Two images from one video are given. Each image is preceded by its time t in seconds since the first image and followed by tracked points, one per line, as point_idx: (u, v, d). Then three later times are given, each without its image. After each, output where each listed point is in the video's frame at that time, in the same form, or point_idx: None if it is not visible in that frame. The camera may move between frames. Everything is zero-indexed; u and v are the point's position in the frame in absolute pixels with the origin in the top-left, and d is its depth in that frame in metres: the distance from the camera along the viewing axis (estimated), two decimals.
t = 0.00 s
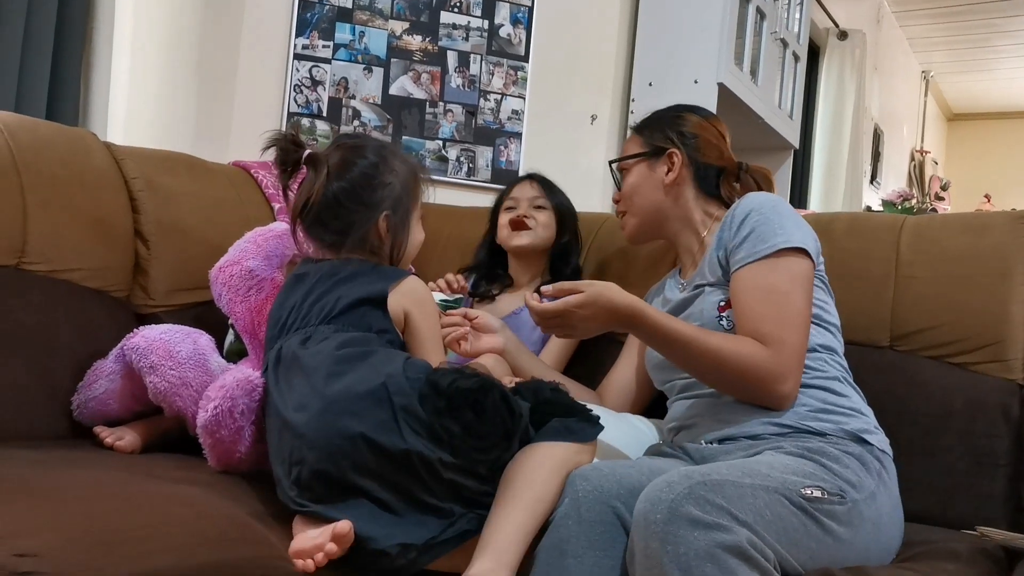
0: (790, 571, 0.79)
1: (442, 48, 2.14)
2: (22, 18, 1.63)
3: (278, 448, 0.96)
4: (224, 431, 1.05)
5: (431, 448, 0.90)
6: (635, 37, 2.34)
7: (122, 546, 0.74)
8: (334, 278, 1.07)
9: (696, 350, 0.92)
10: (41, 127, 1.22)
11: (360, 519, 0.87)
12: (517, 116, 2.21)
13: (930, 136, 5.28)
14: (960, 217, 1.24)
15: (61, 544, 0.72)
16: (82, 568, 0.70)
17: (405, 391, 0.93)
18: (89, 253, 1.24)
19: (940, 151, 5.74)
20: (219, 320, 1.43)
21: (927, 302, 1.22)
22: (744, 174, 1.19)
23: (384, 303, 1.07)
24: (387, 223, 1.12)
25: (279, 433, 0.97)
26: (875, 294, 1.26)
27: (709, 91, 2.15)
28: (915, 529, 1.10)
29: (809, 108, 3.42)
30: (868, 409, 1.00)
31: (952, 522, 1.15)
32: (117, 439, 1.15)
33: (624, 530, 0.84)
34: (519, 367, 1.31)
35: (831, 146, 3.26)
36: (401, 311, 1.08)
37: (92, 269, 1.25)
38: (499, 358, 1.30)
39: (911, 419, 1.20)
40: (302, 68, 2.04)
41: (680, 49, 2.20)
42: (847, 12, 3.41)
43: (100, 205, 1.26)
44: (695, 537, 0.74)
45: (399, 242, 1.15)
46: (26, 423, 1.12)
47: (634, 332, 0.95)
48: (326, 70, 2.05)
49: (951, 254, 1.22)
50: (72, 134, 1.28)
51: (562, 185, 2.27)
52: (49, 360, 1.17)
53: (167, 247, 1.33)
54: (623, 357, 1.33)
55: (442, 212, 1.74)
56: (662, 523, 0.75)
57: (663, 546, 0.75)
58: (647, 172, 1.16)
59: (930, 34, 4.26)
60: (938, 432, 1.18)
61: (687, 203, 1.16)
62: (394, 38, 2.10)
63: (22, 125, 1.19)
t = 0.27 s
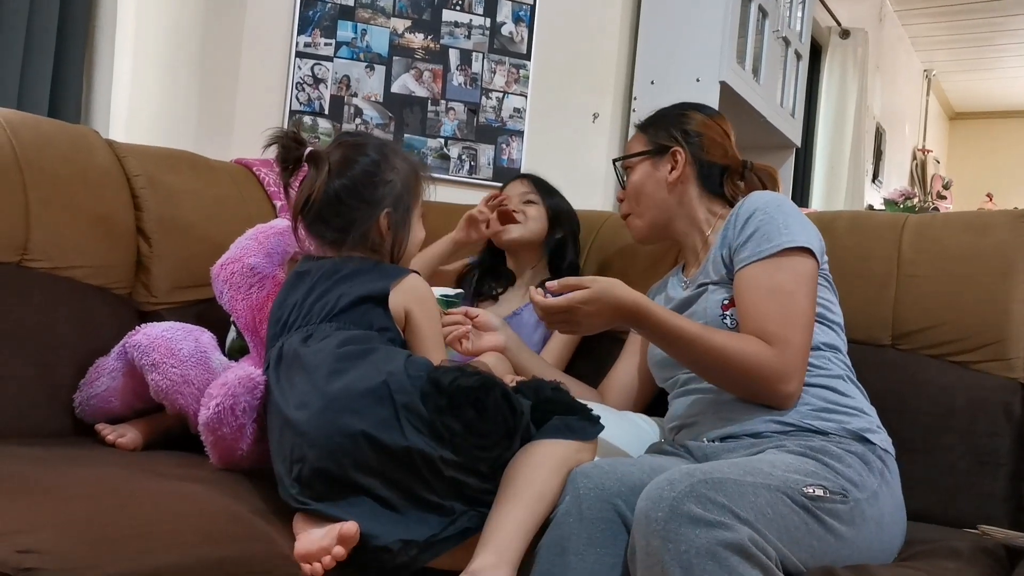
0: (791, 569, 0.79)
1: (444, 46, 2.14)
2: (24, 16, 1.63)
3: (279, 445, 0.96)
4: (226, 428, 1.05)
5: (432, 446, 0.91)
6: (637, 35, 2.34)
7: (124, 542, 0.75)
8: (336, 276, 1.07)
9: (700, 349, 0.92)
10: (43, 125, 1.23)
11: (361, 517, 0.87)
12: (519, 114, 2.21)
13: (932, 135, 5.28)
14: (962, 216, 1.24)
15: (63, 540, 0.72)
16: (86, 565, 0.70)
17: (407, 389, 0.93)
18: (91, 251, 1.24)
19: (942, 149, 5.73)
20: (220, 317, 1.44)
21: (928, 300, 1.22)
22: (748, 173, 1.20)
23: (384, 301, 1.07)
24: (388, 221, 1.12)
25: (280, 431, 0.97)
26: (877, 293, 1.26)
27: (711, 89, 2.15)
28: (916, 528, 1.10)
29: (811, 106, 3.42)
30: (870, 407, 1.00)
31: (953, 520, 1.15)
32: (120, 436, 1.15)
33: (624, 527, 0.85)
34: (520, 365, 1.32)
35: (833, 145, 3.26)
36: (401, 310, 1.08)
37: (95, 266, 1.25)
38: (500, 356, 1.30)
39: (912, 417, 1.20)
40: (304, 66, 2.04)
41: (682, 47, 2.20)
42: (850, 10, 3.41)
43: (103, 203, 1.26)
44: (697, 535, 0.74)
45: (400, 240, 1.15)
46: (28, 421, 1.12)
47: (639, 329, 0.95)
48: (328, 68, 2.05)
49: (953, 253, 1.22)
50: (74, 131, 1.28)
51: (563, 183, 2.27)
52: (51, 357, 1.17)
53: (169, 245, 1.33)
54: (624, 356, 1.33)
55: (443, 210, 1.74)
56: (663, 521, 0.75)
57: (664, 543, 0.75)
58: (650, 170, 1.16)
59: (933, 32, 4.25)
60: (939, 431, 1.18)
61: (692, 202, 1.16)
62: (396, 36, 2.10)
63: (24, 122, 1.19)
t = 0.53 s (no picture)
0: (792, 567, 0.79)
1: (446, 44, 2.14)
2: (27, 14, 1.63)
3: (280, 444, 0.96)
4: (228, 427, 1.05)
5: (433, 446, 0.91)
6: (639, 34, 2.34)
7: (127, 539, 0.75)
8: (337, 274, 1.07)
9: (702, 349, 0.92)
10: (45, 122, 1.23)
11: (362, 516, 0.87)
12: (521, 113, 2.21)
13: (934, 134, 5.28)
14: (964, 215, 1.24)
15: (66, 537, 0.73)
16: (89, 561, 0.70)
17: (408, 389, 0.93)
18: (94, 248, 1.24)
19: (944, 149, 5.73)
20: (222, 315, 1.44)
21: (930, 299, 1.22)
22: (751, 173, 1.20)
23: (386, 299, 1.07)
24: (390, 218, 1.12)
25: (281, 430, 0.97)
26: (878, 292, 1.26)
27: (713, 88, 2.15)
28: (917, 527, 1.10)
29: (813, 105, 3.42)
30: (871, 406, 1.00)
31: (954, 519, 1.15)
32: (122, 433, 1.15)
33: (625, 525, 0.85)
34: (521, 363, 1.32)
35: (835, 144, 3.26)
36: (402, 307, 1.08)
37: (97, 264, 1.25)
38: (502, 354, 1.30)
39: (913, 416, 1.20)
40: (306, 64, 2.04)
41: (684, 46, 2.20)
42: (852, 9, 3.41)
43: (105, 201, 1.26)
44: (697, 533, 0.74)
45: (401, 238, 1.15)
46: (30, 418, 1.12)
47: (641, 330, 0.95)
48: (330, 66, 2.05)
49: (955, 252, 1.22)
50: (76, 129, 1.28)
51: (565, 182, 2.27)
52: (53, 354, 1.17)
53: (171, 243, 1.34)
54: (624, 356, 1.33)
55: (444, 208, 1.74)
56: (664, 520, 0.75)
57: (664, 542, 0.75)
58: (655, 167, 1.16)
59: (935, 31, 4.25)
60: (941, 430, 1.18)
61: (694, 200, 1.16)
62: (398, 34, 2.10)
63: (27, 119, 1.19)
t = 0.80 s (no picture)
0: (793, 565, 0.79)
1: (448, 42, 2.14)
2: (29, 11, 1.63)
3: (279, 445, 0.97)
4: (228, 427, 1.05)
5: (434, 449, 0.91)
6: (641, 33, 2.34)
7: (129, 536, 0.75)
8: (336, 274, 1.07)
9: (703, 349, 0.92)
10: (47, 119, 1.23)
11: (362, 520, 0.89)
12: (523, 111, 2.21)
13: (936, 133, 5.27)
14: (967, 214, 1.24)
15: (69, 533, 0.73)
16: (92, 558, 0.70)
17: (407, 391, 0.93)
18: (96, 246, 1.24)
19: (946, 148, 5.72)
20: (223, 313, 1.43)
21: (932, 298, 1.22)
22: (754, 173, 1.20)
23: (386, 297, 1.07)
24: (389, 216, 1.12)
25: (280, 431, 0.97)
26: (881, 290, 1.26)
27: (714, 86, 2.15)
28: (919, 526, 1.10)
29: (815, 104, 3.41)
30: (873, 404, 1.00)
31: (957, 519, 1.14)
32: (123, 431, 1.15)
33: (626, 524, 0.84)
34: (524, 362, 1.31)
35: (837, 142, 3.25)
36: (402, 305, 1.08)
37: (99, 261, 1.25)
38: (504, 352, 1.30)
39: (916, 415, 1.20)
40: (308, 62, 2.04)
41: (687, 45, 2.20)
42: (854, 8, 3.40)
43: (106, 198, 1.26)
44: (699, 532, 0.74)
45: (401, 237, 1.15)
46: (31, 415, 1.12)
47: (643, 331, 0.95)
48: (332, 64, 2.05)
49: (957, 251, 1.22)
50: (78, 126, 1.28)
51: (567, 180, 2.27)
52: (55, 352, 1.17)
53: (172, 240, 1.34)
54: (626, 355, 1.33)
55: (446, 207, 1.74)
56: (665, 518, 0.75)
57: (666, 540, 0.75)
58: (659, 164, 1.16)
59: (938, 30, 4.24)
60: (944, 429, 1.18)
61: (697, 197, 1.16)
62: (400, 32, 2.10)
63: (29, 117, 1.19)
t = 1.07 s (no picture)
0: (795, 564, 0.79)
1: (450, 40, 2.14)
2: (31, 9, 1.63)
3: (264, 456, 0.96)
4: (224, 432, 1.06)
5: (405, 474, 0.90)
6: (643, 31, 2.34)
7: (132, 534, 0.75)
8: (332, 277, 1.06)
9: (703, 351, 0.92)
10: (49, 117, 1.23)
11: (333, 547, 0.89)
12: (525, 109, 2.21)
13: (938, 132, 5.27)
14: (969, 213, 1.24)
15: (71, 531, 0.73)
16: (94, 554, 0.71)
17: (381, 411, 0.91)
18: (98, 244, 1.24)
19: (948, 147, 5.72)
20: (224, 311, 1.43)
21: (934, 297, 1.22)
22: (758, 171, 1.19)
23: (382, 304, 1.06)
24: (395, 215, 1.12)
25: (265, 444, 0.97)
26: (882, 290, 1.26)
27: (717, 85, 2.15)
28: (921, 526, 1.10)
29: (817, 103, 3.41)
30: (875, 403, 1.00)
31: (959, 518, 1.14)
32: (124, 429, 1.15)
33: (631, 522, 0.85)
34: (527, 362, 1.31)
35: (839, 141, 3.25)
36: (402, 312, 1.07)
37: (101, 259, 1.25)
38: (506, 351, 1.30)
39: (918, 414, 1.20)
40: (310, 60, 2.04)
41: (689, 44, 2.20)
42: (857, 6, 3.40)
43: (108, 196, 1.26)
44: (701, 530, 0.74)
45: (405, 238, 1.15)
46: (33, 413, 1.12)
47: (645, 333, 0.95)
48: (334, 62, 2.05)
49: (959, 250, 1.22)
50: (80, 124, 1.28)
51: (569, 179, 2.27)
52: (57, 350, 1.17)
53: (174, 239, 1.34)
54: (627, 356, 1.33)
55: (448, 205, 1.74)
56: (668, 517, 0.75)
57: (668, 539, 0.75)
58: (661, 162, 1.16)
59: (940, 29, 4.24)
60: (946, 428, 1.18)
61: (700, 196, 1.16)
62: (402, 30, 2.10)
63: (31, 114, 1.19)
